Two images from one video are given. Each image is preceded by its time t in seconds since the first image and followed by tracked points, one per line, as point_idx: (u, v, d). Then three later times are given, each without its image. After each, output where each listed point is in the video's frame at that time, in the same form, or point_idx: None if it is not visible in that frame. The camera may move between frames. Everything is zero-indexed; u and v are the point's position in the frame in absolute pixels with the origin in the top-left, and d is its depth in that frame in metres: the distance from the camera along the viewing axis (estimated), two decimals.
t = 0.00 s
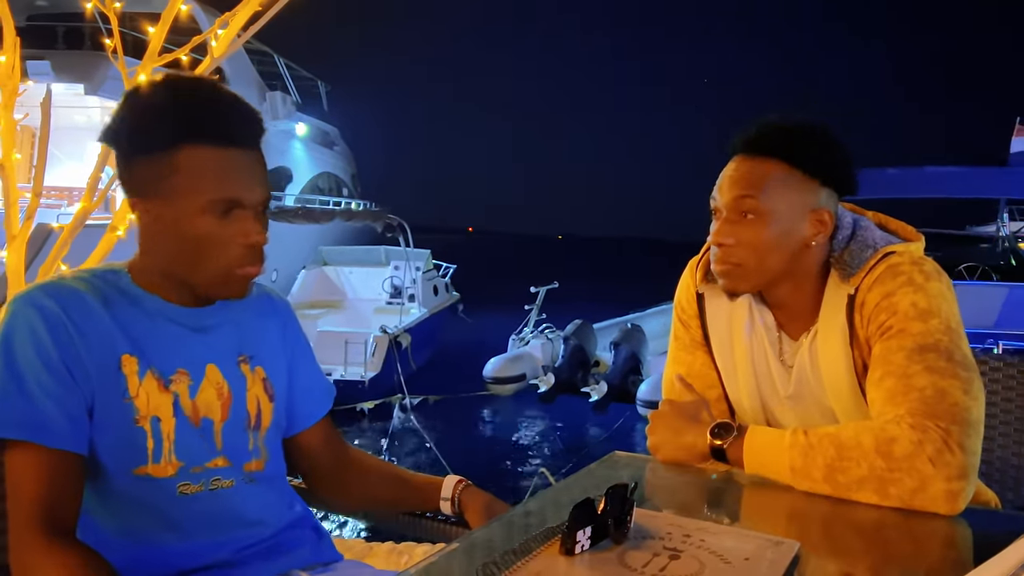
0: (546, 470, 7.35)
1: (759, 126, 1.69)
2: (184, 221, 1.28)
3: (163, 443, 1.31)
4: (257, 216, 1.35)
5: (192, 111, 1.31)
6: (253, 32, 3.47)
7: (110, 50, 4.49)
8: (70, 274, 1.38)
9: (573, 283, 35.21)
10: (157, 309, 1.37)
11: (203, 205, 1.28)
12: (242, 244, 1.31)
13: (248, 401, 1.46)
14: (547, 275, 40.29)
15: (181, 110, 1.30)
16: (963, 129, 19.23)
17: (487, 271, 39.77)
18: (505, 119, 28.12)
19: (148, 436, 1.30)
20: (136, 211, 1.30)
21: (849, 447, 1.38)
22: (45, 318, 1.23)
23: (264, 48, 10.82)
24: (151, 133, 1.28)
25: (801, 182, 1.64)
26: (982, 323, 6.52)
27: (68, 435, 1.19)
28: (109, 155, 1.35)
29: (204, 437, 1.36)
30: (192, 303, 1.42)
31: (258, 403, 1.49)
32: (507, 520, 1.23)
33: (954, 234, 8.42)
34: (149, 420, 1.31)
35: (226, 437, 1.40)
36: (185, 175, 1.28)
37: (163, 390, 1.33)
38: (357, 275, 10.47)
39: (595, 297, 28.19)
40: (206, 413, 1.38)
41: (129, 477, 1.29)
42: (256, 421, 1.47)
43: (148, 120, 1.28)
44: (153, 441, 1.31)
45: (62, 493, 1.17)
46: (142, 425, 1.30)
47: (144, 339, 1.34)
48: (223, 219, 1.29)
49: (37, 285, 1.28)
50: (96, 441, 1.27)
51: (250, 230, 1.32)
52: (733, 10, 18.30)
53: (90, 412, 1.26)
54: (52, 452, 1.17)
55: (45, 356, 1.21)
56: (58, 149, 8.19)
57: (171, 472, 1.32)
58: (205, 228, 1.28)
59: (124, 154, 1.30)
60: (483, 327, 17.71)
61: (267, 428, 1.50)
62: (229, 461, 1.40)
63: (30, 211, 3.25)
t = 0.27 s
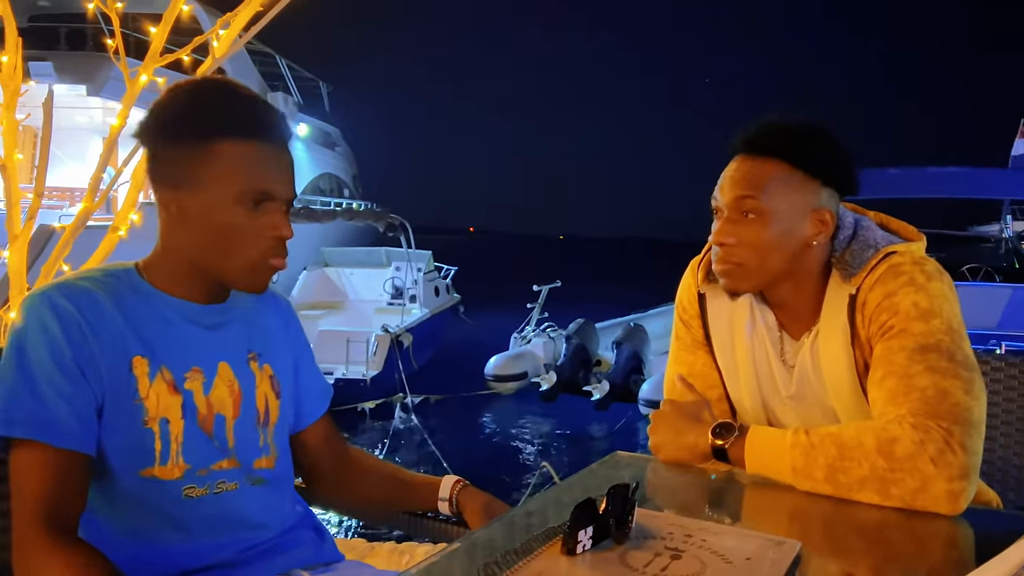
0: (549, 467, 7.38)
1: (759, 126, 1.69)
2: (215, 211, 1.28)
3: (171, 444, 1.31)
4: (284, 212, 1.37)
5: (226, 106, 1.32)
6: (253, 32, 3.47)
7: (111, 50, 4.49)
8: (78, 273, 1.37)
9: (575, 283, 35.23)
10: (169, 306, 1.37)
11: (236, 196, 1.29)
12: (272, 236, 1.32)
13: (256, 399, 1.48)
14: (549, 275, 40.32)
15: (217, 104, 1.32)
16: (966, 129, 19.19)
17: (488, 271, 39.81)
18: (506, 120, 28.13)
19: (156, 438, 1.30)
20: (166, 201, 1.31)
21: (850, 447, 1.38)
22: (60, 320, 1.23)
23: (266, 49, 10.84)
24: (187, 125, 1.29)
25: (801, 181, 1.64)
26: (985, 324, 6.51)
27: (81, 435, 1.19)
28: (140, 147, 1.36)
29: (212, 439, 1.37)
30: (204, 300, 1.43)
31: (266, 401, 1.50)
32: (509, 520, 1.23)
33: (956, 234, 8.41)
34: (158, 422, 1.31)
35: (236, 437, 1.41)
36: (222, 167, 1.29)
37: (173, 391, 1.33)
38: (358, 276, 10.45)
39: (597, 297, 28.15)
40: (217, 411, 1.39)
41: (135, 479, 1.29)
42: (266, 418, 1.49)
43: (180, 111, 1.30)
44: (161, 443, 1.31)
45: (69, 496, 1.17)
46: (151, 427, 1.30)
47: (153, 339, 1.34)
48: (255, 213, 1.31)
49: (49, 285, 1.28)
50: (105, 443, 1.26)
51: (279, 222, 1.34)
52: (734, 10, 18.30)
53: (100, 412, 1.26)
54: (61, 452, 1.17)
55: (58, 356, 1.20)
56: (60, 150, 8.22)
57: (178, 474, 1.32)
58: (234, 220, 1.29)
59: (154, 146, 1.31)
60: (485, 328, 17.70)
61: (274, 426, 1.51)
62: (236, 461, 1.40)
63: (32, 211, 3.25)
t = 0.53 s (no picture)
0: (553, 464, 7.41)
1: (759, 126, 1.68)
2: (230, 212, 1.27)
3: (178, 444, 1.32)
4: (297, 217, 1.36)
5: (244, 112, 1.32)
6: (254, 32, 3.47)
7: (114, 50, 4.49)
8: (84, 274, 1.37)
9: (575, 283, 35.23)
10: (176, 306, 1.37)
11: (252, 199, 1.28)
12: (286, 239, 1.31)
13: (263, 399, 1.48)
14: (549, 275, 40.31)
15: (237, 108, 1.32)
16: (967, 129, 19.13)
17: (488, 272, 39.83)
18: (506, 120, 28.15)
19: (163, 439, 1.30)
20: (182, 202, 1.30)
21: (852, 447, 1.38)
22: (75, 318, 1.23)
23: (267, 49, 10.84)
24: (205, 127, 1.29)
25: (801, 182, 1.64)
26: (987, 326, 6.49)
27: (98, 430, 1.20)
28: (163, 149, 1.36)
29: (217, 440, 1.37)
30: (213, 302, 1.43)
31: (272, 401, 1.51)
32: (510, 520, 1.23)
33: (959, 235, 8.39)
34: (165, 423, 1.31)
35: (242, 439, 1.41)
36: (238, 170, 1.28)
37: (181, 393, 1.33)
38: (357, 278, 10.50)
39: (598, 297, 28.12)
40: (225, 412, 1.39)
41: (141, 479, 1.29)
42: (271, 418, 1.49)
43: (201, 114, 1.30)
44: (167, 444, 1.31)
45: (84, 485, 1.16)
46: (158, 428, 1.30)
47: (163, 339, 1.34)
48: (268, 217, 1.30)
49: (62, 286, 1.28)
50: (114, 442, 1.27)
51: (294, 226, 1.33)
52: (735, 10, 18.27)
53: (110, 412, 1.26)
54: (76, 450, 1.16)
55: (74, 355, 1.20)
56: (61, 150, 8.22)
57: (182, 476, 1.32)
58: (249, 223, 1.28)
59: (176, 147, 1.31)
60: (486, 328, 17.67)
61: (278, 428, 1.52)
62: (241, 464, 1.40)
63: (33, 211, 3.24)
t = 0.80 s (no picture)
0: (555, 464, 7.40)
1: (759, 126, 1.68)
2: (238, 208, 1.27)
3: (187, 438, 1.32)
4: (308, 207, 1.34)
5: (244, 107, 1.30)
6: (254, 32, 3.46)
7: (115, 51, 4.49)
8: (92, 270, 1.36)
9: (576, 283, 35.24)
10: (186, 301, 1.37)
11: (260, 191, 1.27)
12: (299, 229, 1.29)
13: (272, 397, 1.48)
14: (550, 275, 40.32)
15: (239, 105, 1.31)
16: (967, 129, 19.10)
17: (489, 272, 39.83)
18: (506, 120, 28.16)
19: (172, 432, 1.31)
20: (191, 199, 1.30)
21: (852, 447, 1.38)
22: (97, 309, 1.23)
23: (266, 49, 10.85)
24: (204, 127, 1.28)
25: (800, 182, 1.64)
26: (990, 327, 6.48)
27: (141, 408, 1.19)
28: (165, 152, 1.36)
29: (227, 436, 1.37)
30: (223, 298, 1.43)
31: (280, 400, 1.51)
32: (512, 520, 1.23)
33: (961, 235, 8.38)
34: (176, 416, 1.31)
35: (250, 435, 1.41)
36: (243, 165, 1.27)
37: (194, 386, 1.33)
38: (357, 279, 10.51)
39: (599, 297, 28.11)
40: (234, 406, 1.39)
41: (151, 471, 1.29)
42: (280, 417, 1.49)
43: (200, 112, 1.30)
44: (177, 437, 1.31)
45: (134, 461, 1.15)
46: (168, 420, 1.30)
47: (177, 333, 1.34)
48: (278, 207, 1.28)
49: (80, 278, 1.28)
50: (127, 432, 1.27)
51: (305, 217, 1.31)
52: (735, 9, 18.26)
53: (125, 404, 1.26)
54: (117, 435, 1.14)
55: (101, 341, 1.20)
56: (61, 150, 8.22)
57: (190, 470, 1.32)
58: (258, 216, 1.27)
59: (179, 148, 1.31)
60: (486, 328, 17.66)
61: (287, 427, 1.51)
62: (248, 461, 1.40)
63: (34, 211, 3.24)
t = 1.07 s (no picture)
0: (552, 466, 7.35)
1: (760, 126, 1.69)
2: (253, 207, 1.27)
3: (189, 454, 1.33)
4: (325, 205, 1.33)
5: (266, 103, 1.30)
6: (255, 32, 3.45)
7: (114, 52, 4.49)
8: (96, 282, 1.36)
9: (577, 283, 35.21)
10: (195, 305, 1.37)
11: (275, 188, 1.27)
12: (310, 229, 1.28)
13: (282, 408, 1.48)
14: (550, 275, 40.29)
15: (262, 99, 1.31)
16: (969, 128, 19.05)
17: (489, 272, 39.81)
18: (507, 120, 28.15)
19: (174, 449, 1.32)
20: (209, 198, 1.30)
21: (853, 447, 1.38)
22: (101, 328, 1.24)
23: (267, 48, 10.84)
24: (226, 124, 1.28)
25: (801, 182, 1.64)
26: (992, 326, 6.47)
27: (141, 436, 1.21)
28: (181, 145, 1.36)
29: (235, 448, 1.38)
30: (238, 304, 1.42)
31: (290, 410, 1.50)
32: (513, 520, 1.23)
33: (961, 235, 8.37)
34: (179, 433, 1.32)
35: (259, 447, 1.42)
36: (262, 162, 1.27)
37: (198, 403, 1.34)
38: (357, 279, 10.46)
39: (599, 297, 28.07)
40: (246, 419, 1.40)
41: (153, 486, 1.32)
42: (287, 426, 1.49)
43: (216, 111, 1.29)
44: (178, 454, 1.32)
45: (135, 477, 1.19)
46: (171, 437, 1.31)
47: (185, 349, 1.34)
48: (294, 205, 1.28)
49: (91, 291, 1.29)
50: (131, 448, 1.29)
51: (319, 216, 1.29)
52: (735, 8, 18.24)
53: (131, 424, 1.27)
54: (121, 460, 1.17)
55: (107, 364, 1.22)
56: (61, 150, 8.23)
57: (191, 487, 1.34)
58: (273, 215, 1.27)
59: (198, 146, 1.31)
60: (487, 328, 17.63)
61: (292, 434, 1.51)
62: (251, 477, 1.41)
63: (35, 211, 3.24)
